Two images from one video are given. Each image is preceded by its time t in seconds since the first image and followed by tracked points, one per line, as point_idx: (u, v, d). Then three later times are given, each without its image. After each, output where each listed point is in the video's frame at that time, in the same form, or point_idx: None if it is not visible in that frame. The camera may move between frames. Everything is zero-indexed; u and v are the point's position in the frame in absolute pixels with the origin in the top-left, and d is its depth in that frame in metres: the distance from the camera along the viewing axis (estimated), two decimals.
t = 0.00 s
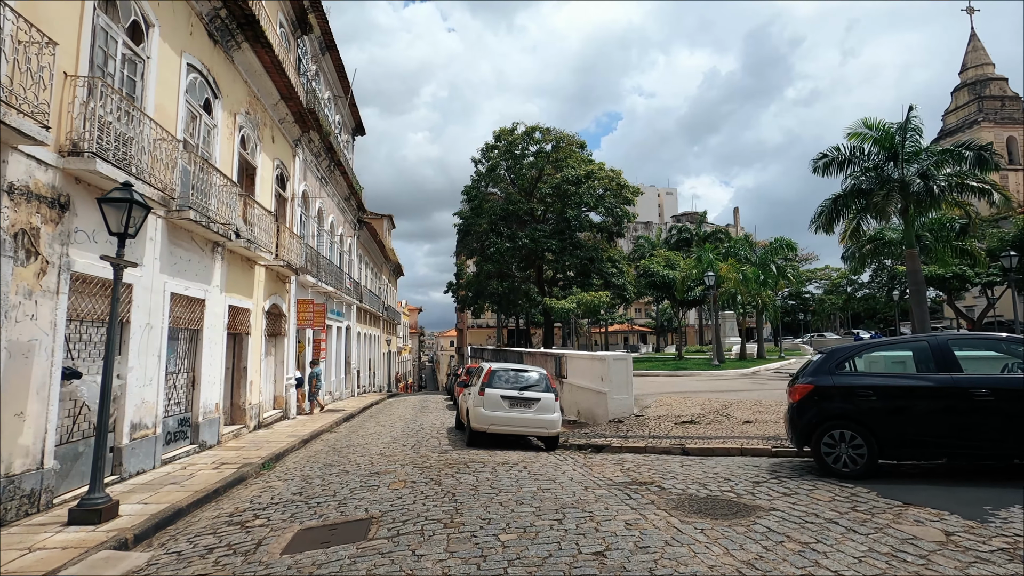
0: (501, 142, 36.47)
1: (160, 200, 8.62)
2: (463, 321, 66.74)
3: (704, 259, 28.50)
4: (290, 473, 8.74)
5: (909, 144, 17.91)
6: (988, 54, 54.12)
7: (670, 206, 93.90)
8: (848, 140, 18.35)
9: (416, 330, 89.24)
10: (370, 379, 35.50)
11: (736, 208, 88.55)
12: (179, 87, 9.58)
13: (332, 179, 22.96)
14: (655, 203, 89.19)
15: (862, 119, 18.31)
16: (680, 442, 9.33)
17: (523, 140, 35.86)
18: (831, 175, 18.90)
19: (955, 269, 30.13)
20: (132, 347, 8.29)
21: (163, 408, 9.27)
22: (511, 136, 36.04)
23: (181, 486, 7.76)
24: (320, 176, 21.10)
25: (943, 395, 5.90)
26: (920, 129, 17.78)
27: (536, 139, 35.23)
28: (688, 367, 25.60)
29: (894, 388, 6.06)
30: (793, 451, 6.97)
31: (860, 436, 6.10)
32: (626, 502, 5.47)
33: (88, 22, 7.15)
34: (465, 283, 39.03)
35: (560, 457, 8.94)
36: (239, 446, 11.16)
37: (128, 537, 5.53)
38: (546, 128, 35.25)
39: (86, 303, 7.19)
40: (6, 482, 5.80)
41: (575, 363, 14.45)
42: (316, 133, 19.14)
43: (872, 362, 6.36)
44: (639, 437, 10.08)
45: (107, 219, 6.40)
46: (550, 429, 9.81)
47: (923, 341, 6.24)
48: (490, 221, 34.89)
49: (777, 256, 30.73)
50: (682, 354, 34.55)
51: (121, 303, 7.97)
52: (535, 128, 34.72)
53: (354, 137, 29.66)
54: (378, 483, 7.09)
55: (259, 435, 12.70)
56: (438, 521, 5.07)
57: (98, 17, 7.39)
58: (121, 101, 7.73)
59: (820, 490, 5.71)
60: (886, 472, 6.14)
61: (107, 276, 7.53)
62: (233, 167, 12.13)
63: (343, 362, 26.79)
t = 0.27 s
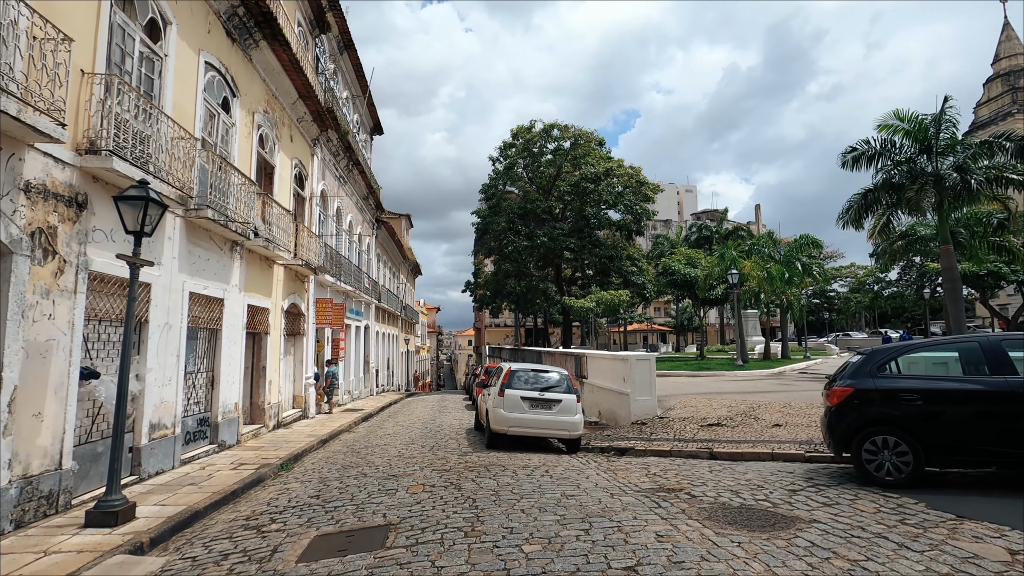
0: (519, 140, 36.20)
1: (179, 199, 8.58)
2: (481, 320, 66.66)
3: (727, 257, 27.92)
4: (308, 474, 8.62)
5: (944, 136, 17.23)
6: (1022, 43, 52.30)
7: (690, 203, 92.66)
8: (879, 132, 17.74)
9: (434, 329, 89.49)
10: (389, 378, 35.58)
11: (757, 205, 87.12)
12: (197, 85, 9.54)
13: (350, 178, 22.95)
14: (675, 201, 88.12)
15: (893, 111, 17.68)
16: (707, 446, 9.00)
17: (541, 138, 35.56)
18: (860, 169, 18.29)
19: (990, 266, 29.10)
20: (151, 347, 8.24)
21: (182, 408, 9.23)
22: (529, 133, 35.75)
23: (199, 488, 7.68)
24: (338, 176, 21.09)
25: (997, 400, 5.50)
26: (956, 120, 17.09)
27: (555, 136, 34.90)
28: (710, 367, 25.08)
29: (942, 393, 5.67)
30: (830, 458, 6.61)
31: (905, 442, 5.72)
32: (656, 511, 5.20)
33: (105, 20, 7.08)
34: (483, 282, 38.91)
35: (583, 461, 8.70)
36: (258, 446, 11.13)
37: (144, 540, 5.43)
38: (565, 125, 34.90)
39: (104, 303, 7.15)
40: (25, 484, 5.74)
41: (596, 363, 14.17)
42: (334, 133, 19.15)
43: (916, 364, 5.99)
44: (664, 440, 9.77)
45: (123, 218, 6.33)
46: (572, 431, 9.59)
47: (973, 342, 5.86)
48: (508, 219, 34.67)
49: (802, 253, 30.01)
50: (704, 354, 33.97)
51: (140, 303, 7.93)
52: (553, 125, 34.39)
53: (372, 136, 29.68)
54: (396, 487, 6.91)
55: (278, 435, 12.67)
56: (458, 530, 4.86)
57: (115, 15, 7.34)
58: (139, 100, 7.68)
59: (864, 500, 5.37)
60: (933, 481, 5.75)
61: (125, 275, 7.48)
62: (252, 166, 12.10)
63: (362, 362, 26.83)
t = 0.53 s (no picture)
0: (528, 140, 35.98)
1: (184, 200, 8.45)
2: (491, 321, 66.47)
3: (740, 255, 27.50)
4: (315, 479, 8.45)
5: (965, 130, 16.79)
6: None
7: (700, 202, 91.91)
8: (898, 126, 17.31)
9: (444, 330, 89.53)
10: (399, 379, 35.49)
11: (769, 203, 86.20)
12: (203, 85, 9.43)
13: (359, 180, 22.87)
14: (685, 200, 87.42)
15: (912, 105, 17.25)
16: (724, 450, 8.72)
17: (550, 137, 35.28)
18: (878, 164, 17.87)
19: (1011, 264, 28.43)
20: (156, 350, 8.13)
21: (188, 412, 9.11)
22: (538, 133, 35.50)
23: (204, 493, 7.53)
24: (347, 177, 21.01)
25: None
26: (978, 113, 16.61)
27: (564, 135, 34.63)
28: (724, 367, 24.69)
29: (978, 396, 5.36)
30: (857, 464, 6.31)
31: (938, 448, 5.42)
32: (675, 522, 4.94)
33: (107, 17, 6.96)
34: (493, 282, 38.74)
35: (596, 465, 8.46)
36: (266, 450, 11.00)
37: (145, 549, 5.28)
38: (574, 124, 34.62)
39: (107, 305, 7.03)
40: (25, 490, 5.61)
41: (608, 365, 13.92)
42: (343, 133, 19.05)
43: (949, 365, 5.68)
44: (679, 443, 9.51)
45: (124, 218, 6.19)
46: (585, 434, 9.35)
47: (1011, 342, 5.53)
48: (518, 219, 34.47)
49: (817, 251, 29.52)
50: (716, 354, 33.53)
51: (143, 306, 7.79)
52: (563, 124, 34.11)
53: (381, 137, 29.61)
54: (404, 493, 6.71)
55: (286, 438, 12.56)
56: (467, 541, 4.64)
57: (118, 13, 7.22)
58: (142, 99, 7.57)
59: (896, 509, 5.08)
60: (969, 489, 5.42)
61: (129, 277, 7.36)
62: (259, 166, 11.98)
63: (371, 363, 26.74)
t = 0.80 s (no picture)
0: (528, 138, 35.72)
1: (172, 196, 8.23)
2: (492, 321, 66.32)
3: (743, 253, 27.23)
4: (309, 483, 8.22)
5: (972, 123, 16.52)
6: None
7: (701, 200, 91.63)
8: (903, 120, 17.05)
9: (445, 329, 89.31)
10: (399, 379, 35.28)
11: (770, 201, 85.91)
12: (192, 78, 9.19)
13: (358, 178, 22.64)
14: (686, 198, 87.17)
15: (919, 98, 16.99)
16: (729, 451, 8.48)
17: (550, 134, 35.02)
18: (884, 159, 17.61)
19: (1016, 261, 28.22)
20: (143, 351, 7.89)
21: (178, 414, 8.88)
22: (538, 130, 35.24)
23: (193, 498, 7.30)
24: (345, 175, 20.78)
25: None
26: (985, 106, 16.35)
27: (564, 133, 34.36)
28: (727, 366, 24.42)
29: (999, 396, 5.09)
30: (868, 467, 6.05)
31: (956, 451, 5.15)
32: (680, 529, 4.70)
33: (89, 7, 6.73)
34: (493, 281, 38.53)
35: (598, 468, 8.22)
36: (260, 452, 10.78)
37: (125, 559, 5.04)
38: (575, 121, 34.36)
39: (90, 305, 6.79)
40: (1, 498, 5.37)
41: (610, 364, 13.71)
42: (340, 131, 18.82)
43: (968, 363, 5.41)
44: (682, 444, 9.27)
45: (105, 214, 5.94)
46: (586, 436, 9.11)
47: None
48: (518, 217, 34.25)
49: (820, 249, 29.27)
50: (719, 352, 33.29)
51: (129, 305, 7.56)
52: (563, 121, 33.85)
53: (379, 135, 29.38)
54: (398, 498, 6.46)
55: (282, 440, 12.34)
56: (462, 551, 4.41)
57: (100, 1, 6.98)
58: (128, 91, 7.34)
59: (912, 514, 4.83)
60: (989, 493, 5.15)
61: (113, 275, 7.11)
62: (252, 163, 11.75)
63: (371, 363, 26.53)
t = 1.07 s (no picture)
0: (524, 136, 35.47)
1: (152, 193, 7.94)
2: (487, 320, 66.16)
3: (739, 252, 27.09)
4: (294, 489, 7.96)
5: (970, 121, 16.40)
6: None
7: (697, 200, 91.63)
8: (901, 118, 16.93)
9: (441, 329, 88.99)
10: (393, 379, 35.00)
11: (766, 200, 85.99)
12: (175, 72, 8.91)
13: (350, 176, 22.35)
14: (682, 197, 87.15)
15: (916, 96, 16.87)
16: (727, 454, 8.28)
17: (545, 133, 34.80)
18: (881, 157, 17.48)
19: (1011, 260, 28.26)
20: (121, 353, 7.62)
21: (160, 418, 8.60)
22: (534, 129, 35.00)
23: (173, 506, 7.04)
24: (337, 173, 20.49)
25: None
26: (983, 103, 16.23)
27: (560, 131, 34.14)
28: (723, 366, 24.26)
29: (1010, 400, 4.88)
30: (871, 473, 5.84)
31: (964, 457, 4.94)
32: (677, 542, 4.47)
33: None
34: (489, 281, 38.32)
35: (592, 473, 7.99)
36: (247, 456, 10.51)
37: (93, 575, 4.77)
38: (570, 119, 34.14)
39: (63, 306, 6.51)
40: None
41: (605, 365, 13.53)
42: (331, 128, 18.52)
43: (975, 366, 5.21)
44: (679, 447, 9.05)
45: (76, 211, 5.66)
46: (580, 439, 8.87)
47: None
48: (513, 216, 34.01)
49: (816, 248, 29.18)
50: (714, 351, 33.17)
51: (105, 306, 7.27)
52: (558, 119, 33.63)
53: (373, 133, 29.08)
54: (384, 507, 6.21)
55: (270, 443, 12.07)
56: (448, 567, 4.17)
57: None
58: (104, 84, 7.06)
59: (920, 525, 4.62)
60: (1000, 502, 4.95)
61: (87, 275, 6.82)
62: (239, 160, 11.47)
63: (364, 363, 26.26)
